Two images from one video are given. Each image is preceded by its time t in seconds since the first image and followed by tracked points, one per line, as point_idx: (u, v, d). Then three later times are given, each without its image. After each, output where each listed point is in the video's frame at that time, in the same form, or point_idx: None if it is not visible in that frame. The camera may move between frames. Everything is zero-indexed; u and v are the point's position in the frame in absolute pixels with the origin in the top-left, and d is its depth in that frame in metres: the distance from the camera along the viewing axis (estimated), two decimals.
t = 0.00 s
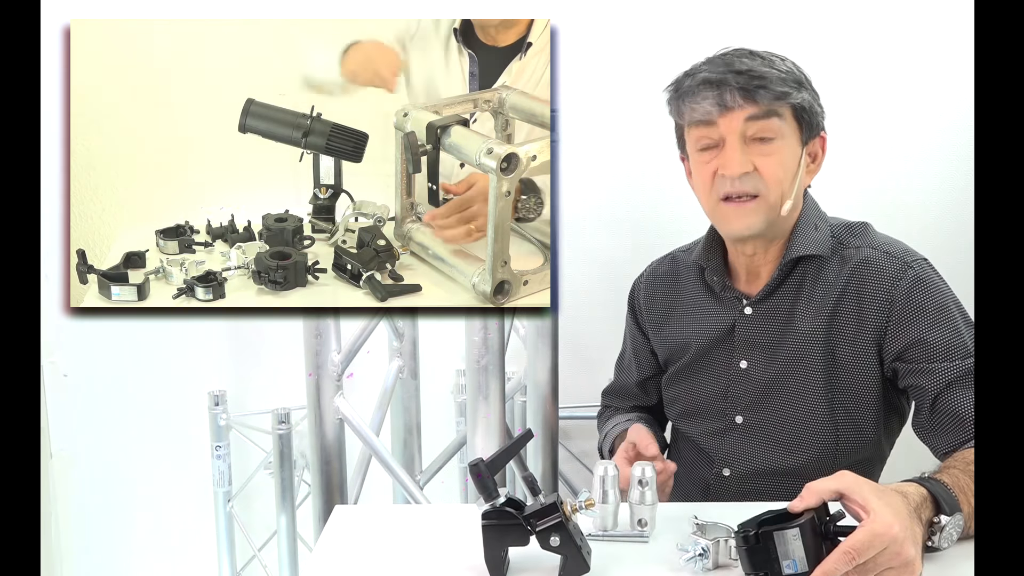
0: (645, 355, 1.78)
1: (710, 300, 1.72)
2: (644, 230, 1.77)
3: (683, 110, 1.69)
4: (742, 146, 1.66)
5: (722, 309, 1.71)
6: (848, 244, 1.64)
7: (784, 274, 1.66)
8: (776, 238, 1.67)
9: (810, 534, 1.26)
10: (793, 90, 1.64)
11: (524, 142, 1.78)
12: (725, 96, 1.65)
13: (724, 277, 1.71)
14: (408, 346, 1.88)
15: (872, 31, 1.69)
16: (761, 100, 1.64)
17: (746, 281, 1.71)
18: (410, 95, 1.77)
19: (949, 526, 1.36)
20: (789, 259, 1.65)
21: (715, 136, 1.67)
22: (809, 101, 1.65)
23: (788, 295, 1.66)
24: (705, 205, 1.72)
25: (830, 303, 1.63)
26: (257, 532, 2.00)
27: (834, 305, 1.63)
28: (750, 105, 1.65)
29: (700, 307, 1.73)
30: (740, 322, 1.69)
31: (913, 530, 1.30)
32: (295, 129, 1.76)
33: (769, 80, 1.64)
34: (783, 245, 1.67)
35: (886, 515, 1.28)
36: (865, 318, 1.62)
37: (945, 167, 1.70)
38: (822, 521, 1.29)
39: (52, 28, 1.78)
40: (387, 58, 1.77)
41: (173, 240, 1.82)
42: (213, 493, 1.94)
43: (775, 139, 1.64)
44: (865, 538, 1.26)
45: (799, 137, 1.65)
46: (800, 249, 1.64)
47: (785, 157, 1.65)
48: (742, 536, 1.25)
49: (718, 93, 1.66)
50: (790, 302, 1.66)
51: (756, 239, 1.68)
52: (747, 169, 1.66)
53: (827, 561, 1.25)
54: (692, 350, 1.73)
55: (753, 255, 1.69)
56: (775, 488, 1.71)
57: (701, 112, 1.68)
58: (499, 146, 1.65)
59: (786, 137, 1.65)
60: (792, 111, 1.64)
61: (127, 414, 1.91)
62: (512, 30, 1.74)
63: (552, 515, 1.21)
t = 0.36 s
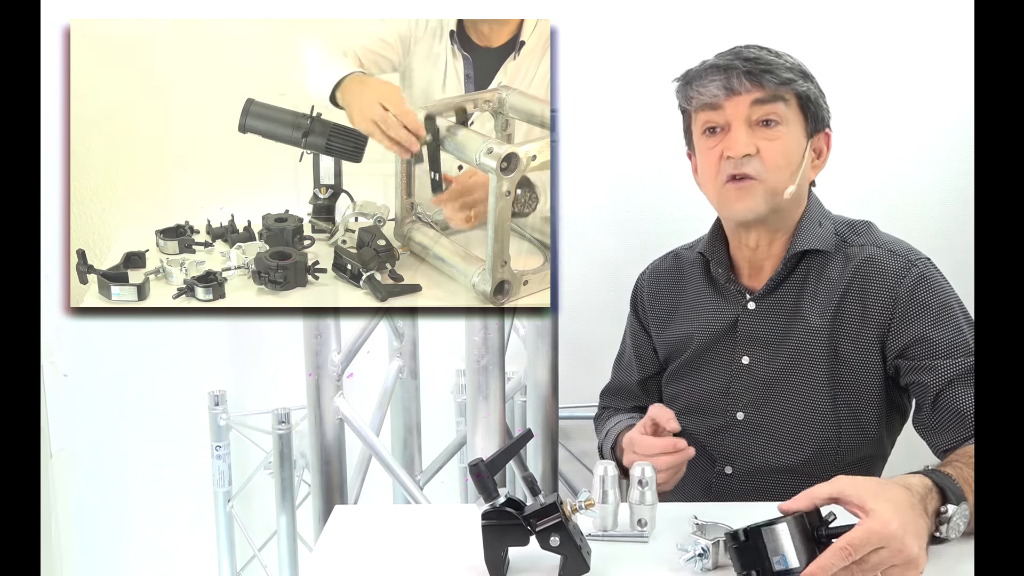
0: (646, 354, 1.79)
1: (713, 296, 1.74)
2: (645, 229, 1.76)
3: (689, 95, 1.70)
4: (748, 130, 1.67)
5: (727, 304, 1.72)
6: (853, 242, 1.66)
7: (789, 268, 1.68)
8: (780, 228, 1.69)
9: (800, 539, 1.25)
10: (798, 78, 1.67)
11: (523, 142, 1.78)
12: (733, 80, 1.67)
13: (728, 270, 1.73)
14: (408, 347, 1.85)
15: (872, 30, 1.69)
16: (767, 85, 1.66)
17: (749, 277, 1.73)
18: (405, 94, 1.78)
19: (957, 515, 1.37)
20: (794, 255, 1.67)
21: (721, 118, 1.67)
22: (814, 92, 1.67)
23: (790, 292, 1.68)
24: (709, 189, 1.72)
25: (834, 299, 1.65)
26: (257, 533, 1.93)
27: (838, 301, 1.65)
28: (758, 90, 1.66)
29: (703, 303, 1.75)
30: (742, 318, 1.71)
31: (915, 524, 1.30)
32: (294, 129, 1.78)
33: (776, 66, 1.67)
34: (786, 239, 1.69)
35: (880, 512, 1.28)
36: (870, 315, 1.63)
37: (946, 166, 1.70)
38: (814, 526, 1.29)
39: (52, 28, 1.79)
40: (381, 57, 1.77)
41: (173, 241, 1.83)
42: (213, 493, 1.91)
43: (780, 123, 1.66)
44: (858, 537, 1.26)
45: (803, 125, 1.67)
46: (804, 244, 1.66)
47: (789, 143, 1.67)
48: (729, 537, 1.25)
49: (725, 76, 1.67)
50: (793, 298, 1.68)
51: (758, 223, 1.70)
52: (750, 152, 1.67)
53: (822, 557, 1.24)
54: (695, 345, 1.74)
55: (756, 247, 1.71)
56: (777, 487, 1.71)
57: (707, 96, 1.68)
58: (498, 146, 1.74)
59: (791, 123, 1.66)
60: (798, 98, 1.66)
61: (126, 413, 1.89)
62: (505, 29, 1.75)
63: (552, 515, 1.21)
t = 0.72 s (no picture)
0: (645, 353, 1.78)
1: (712, 297, 1.71)
2: (644, 229, 1.77)
3: (686, 109, 1.69)
4: (745, 144, 1.65)
5: (726, 305, 1.70)
6: (852, 244, 1.64)
7: (788, 270, 1.66)
8: (779, 235, 1.67)
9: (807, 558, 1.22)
10: (795, 87, 1.64)
11: (524, 142, 1.78)
12: (728, 95, 1.64)
13: (725, 273, 1.70)
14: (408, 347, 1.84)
15: (872, 30, 1.69)
16: (764, 99, 1.63)
17: (748, 279, 1.71)
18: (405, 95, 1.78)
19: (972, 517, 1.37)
20: (793, 257, 1.65)
21: (718, 134, 1.66)
22: (811, 99, 1.64)
23: (789, 293, 1.66)
24: (708, 202, 1.71)
25: (833, 300, 1.63)
26: (257, 533, 1.92)
27: (837, 302, 1.63)
28: (754, 104, 1.63)
29: (702, 303, 1.72)
30: (741, 319, 1.69)
31: (932, 526, 1.29)
32: (294, 129, 1.79)
33: (771, 78, 1.64)
34: (784, 243, 1.67)
35: (897, 518, 1.26)
36: (869, 316, 1.61)
37: (945, 166, 1.70)
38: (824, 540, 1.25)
39: (52, 28, 1.79)
40: (378, 55, 1.77)
41: (173, 241, 1.83)
42: (213, 493, 1.91)
43: (777, 136, 1.64)
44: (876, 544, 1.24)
45: (800, 134, 1.65)
46: (804, 245, 1.63)
47: (788, 154, 1.65)
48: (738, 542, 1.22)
49: (721, 92, 1.65)
50: (792, 300, 1.66)
51: (758, 236, 1.68)
52: (749, 167, 1.65)
53: (837, 549, 1.21)
54: (694, 347, 1.72)
55: (755, 251, 1.69)
56: (776, 487, 1.70)
57: (704, 111, 1.66)
58: (498, 146, 1.76)
59: (788, 134, 1.64)
60: (795, 109, 1.64)
61: (126, 414, 1.89)
62: (506, 29, 1.75)
63: (552, 515, 1.21)
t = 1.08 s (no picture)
0: (643, 355, 1.78)
1: (708, 298, 1.73)
2: (644, 230, 1.76)
3: (669, 116, 1.70)
4: (730, 146, 1.66)
5: (721, 308, 1.72)
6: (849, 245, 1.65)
7: (783, 273, 1.67)
8: (772, 236, 1.68)
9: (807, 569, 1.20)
10: (775, 87, 1.66)
11: (524, 142, 1.78)
12: (709, 98, 1.66)
13: (721, 275, 1.72)
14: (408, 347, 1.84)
15: (873, 30, 1.69)
16: (744, 99, 1.64)
17: (744, 281, 1.73)
18: (405, 95, 1.78)
19: (971, 515, 1.38)
20: (789, 261, 1.66)
21: (701, 139, 1.67)
22: (793, 99, 1.67)
23: (784, 295, 1.67)
24: (700, 208, 1.72)
25: (829, 301, 1.64)
26: (257, 533, 1.92)
27: (834, 303, 1.64)
28: (735, 106, 1.65)
29: (699, 306, 1.74)
30: (737, 322, 1.70)
31: (932, 525, 1.30)
32: (294, 129, 1.79)
33: (751, 78, 1.65)
34: (780, 245, 1.68)
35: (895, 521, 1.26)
36: (866, 318, 1.62)
37: (946, 166, 1.70)
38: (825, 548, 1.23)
39: (53, 28, 1.79)
40: (376, 55, 1.78)
41: (173, 241, 1.83)
42: (213, 493, 1.90)
43: (761, 136, 1.64)
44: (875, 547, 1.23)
45: (785, 134, 1.66)
46: (799, 250, 1.65)
47: (773, 154, 1.65)
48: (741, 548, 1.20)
49: (701, 95, 1.67)
50: (787, 303, 1.67)
51: (752, 238, 1.69)
52: (735, 169, 1.66)
53: (838, 550, 1.20)
54: (692, 349, 1.74)
55: (750, 253, 1.70)
56: (774, 486, 1.70)
57: (687, 117, 1.68)
58: (497, 146, 1.77)
59: (772, 135, 1.65)
60: (777, 108, 1.65)
61: (126, 414, 1.88)
62: (506, 29, 1.75)
63: (552, 515, 1.21)
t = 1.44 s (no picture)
0: (641, 355, 1.79)
1: (704, 296, 1.74)
2: (644, 230, 1.75)
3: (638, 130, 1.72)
4: (697, 149, 1.68)
5: (717, 307, 1.73)
6: (846, 245, 1.65)
7: (777, 270, 1.68)
8: (759, 229, 1.70)
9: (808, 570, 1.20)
10: (737, 86, 1.68)
11: (524, 142, 1.77)
12: (670, 106, 1.69)
13: (717, 272, 1.73)
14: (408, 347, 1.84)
15: (873, 30, 1.68)
16: (704, 102, 1.67)
17: (740, 278, 1.73)
18: (405, 95, 1.78)
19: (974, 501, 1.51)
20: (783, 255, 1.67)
21: (671, 147, 1.70)
22: (757, 94, 1.68)
23: (778, 293, 1.69)
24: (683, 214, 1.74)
25: (825, 299, 1.65)
26: (257, 533, 1.92)
27: (830, 301, 1.64)
28: (696, 109, 1.67)
29: (694, 305, 1.75)
30: (731, 321, 1.71)
31: (933, 509, 1.37)
32: (294, 129, 1.79)
33: (710, 81, 1.68)
34: (772, 238, 1.69)
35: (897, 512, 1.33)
36: (862, 317, 1.63)
37: (946, 165, 1.69)
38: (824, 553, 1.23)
39: (52, 28, 1.79)
40: (374, 58, 1.78)
41: (173, 241, 1.84)
42: (213, 493, 1.90)
43: (727, 136, 1.66)
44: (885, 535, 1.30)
45: (753, 129, 1.67)
46: (793, 246, 1.66)
47: (743, 150, 1.67)
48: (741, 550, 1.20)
49: (663, 104, 1.70)
50: (780, 300, 1.68)
51: (739, 235, 1.70)
52: (707, 171, 1.69)
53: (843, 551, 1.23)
54: (688, 348, 1.75)
55: (741, 248, 1.71)
56: (775, 485, 1.70)
57: (653, 127, 1.71)
58: (498, 146, 1.77)
59: (739, 131, 1.66)
60: (740, 105, 1.67)
61: (126, 414, 1.88)
62: (507, 30, 1.75)
63: (552, 516, 1.21)
